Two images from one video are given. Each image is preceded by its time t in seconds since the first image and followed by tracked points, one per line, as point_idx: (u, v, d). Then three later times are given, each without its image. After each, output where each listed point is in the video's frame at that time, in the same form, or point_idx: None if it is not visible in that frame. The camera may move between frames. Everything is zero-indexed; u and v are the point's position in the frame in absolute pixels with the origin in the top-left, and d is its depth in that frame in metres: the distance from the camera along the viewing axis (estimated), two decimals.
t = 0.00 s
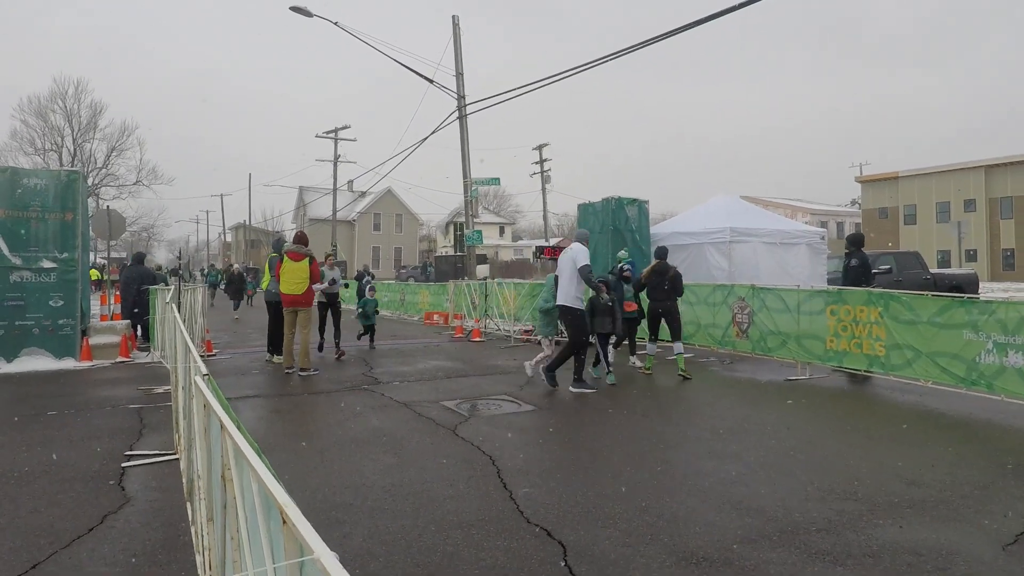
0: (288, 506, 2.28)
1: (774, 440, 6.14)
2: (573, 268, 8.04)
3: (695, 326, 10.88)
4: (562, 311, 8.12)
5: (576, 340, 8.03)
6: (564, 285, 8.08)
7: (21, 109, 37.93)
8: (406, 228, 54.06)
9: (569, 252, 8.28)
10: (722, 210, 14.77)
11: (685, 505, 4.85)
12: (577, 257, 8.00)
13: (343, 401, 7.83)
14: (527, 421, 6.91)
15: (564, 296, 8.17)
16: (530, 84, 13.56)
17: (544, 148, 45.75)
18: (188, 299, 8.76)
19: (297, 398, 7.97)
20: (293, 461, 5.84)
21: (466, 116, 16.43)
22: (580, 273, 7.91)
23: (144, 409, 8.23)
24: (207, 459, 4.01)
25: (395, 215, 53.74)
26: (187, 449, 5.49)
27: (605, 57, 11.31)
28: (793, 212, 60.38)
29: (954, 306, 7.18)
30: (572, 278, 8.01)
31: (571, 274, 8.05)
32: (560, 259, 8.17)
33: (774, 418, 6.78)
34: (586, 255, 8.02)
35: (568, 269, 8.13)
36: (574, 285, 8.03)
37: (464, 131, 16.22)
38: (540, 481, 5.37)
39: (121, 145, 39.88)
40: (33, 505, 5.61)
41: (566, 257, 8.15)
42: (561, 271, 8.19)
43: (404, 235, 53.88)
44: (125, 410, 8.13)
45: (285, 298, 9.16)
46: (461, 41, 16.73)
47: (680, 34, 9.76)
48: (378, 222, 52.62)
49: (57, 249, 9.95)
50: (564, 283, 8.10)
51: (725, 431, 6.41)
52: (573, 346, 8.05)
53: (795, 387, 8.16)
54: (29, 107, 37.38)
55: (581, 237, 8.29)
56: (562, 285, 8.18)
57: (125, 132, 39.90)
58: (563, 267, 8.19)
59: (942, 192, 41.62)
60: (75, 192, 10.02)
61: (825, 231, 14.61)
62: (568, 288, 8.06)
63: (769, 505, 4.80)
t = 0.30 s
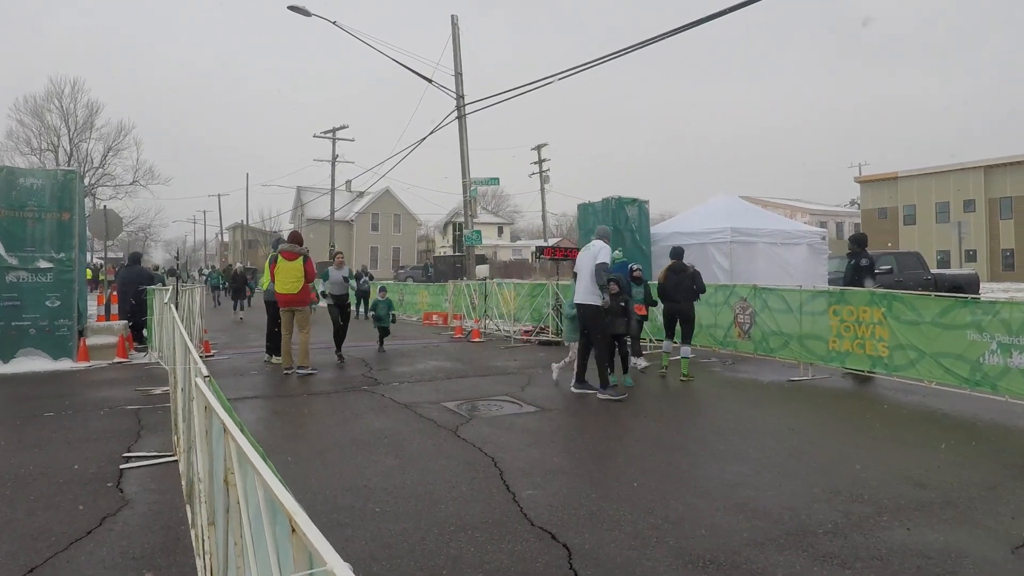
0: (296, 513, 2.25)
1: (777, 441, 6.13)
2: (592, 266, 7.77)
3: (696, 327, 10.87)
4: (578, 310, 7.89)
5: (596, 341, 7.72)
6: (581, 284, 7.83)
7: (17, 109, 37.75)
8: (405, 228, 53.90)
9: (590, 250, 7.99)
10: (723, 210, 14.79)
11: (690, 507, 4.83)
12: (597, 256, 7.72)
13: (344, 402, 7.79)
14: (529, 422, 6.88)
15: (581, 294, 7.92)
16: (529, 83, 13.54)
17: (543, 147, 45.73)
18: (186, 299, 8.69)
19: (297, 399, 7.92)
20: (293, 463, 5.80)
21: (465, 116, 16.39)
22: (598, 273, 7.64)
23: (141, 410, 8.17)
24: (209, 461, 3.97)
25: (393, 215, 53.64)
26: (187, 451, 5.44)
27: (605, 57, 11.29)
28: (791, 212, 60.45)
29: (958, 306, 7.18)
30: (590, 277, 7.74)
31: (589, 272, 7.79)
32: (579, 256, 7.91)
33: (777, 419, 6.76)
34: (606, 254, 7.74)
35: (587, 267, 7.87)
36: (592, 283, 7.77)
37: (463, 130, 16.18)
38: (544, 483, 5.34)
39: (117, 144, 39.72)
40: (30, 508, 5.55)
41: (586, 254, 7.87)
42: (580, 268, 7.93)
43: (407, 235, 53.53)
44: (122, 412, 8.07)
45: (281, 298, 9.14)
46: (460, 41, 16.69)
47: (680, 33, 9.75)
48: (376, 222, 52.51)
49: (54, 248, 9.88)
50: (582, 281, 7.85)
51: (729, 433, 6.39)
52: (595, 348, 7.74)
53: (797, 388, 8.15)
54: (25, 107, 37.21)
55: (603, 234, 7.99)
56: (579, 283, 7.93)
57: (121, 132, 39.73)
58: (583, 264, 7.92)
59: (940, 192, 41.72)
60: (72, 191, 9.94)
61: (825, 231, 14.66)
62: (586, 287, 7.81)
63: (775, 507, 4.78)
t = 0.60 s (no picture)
0: (297, 515, 2.21)
1: (778, 442, 6.08)
2: (611, 267, 7.61)
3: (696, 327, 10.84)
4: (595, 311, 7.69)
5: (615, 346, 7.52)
6: (601, 285, 7.63)
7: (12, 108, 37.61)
8: (401, 228, 53.92)
9: (607, 250, 7.81)
10: (723, 210, 14.75)
11: (692, 508, 4.78)
12: (617, 256, 7.57)
13: (341, 403, 7.73)
14: (529, 423, 6.84)
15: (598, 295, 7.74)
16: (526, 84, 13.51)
17: (541, 147, 45.66)
18: (183, 300, 8.62)
19: (295, 400, 7.87)
20: (290, 465, 5.75)
21: (463, 115, 16.34)
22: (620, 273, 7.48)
23: (137, 411, 8.11)
24: (207, 463, 3.91)
25: (390, 215, 53.52)
26: (183, 453, 5.38)
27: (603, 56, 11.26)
28: (790, 212, 60.45)
29: (959, 306, 7.14)
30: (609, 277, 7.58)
31: (608, 272, 7.63)
32: (597, 257, 7.74)
33: (778, 420, 6.72)
34: (626, 254, 7.59)
35: (606, 268, 7.70)
36: (611, 284, 7.59)
37: (461, 130, 16.13)
38: (544, 485, 5.29)
39: (113, 144, 39.58)
40: (25, 510, 5.49)
41: (604, 255, 7.72)
42: (598, 269, 7.76)
43: (399, 236, 53.67)
44: (118, 413, 8.00)
45: (277, 299, 9.05)
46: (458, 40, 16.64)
47: (680, 32, 9.71)
48: (373, 222, 52.40)
49: (48, 249, 9.80)
50: (600, 282, 7.67)
51: (729, 433, 6.34)
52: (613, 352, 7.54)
53: (798, 388, 8.10)
54: (20, 106, 37.08)
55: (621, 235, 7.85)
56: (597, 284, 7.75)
57: (116, 131, 39.61)
58: (600, 265, 7.76)
59: (941, 192, 41.72)
60: (66, 191, 9.84)
61: (825, 231, 14.62)
62: (605, 288, 7.61)
63: (776, 508, 4.73)
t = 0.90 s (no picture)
0: (286, 511, 2.16)
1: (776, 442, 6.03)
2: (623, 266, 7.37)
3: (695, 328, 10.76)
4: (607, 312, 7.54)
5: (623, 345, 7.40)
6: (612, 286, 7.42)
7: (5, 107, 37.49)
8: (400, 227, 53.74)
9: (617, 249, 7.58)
10: (722, 209, 14.65)
11: (688, 509, 4.71)
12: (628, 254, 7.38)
13: (336, 403, 7.66)
14: (525, 423, 6.78)
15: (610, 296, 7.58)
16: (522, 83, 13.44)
17: (539, 147, 45.58)
18: (177, 299, 8.54)
19: (289, 400, 7.80)
20: (283, 465, 5.69)
21: (460, 114, 16.25)
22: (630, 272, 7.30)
23: (131, 411, 8.04)
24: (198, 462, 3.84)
25: (387, 214, 53.42)
26: (176, 453, 5.31)
27: (601, 54, 11.18)
28: (790, 212, 60.37)
29: (958, 305, 7.08)
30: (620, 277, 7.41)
31: (619, 272, 7.46)
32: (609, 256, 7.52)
33: (776, 420, 6.66)
34: (637, 252, 7.39)
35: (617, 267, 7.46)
36: (623, 285, 7.37)
37: (458, 129, 16.05)
38: (540, 485, 5.22)
39: (107, 143, 39.46)
40: (17, 510, 5.42)
41: (615, 254, 7.54)
42: (609, 268, 7.60)
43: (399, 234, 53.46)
44: (112, 413, 7.94)
45: (274, 298, 8.96)
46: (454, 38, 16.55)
47: (676, 31, 9.65)
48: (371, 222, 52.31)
49: (41, 249, 9.72)
50: (611, 281, 7.51)
51: (727, 434, 6.28)
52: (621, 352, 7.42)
53: (796, 388, 8.03)
54: (13, 105, 36.95)
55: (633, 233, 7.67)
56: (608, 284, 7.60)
57: (110, 129, 39.49)
58: (612, 264, 7.60)
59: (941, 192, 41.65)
60: (59, 190, 9.74)
61: (825, 230, 14.53)
62: (617, 289, 7.40)
63: (773, 508, 4.66)
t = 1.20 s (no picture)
0: (279, 506, 2.11)
1: (773, 443, 5.97)
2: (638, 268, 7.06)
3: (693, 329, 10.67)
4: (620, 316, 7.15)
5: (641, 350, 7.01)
6: (627, 288, 7.11)
7: None
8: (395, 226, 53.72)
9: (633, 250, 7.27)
10: (721, 208, 14.60)
11: (684, 509, 4.64)
12: (644, 256, 7.02)
13: (330, 403, 7.60)
14: (521, 424, 6.71)
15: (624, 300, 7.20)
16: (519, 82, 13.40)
17: (538, 146, 45.50)
18: (171, 298, 8.47)
19: (285, 400, 7.74)
20: (276, 465, 5.63)
21: (458, 112, 16.17)
22: (646, 273, 6.93)
23: (125, 412, 7.97)
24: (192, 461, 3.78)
25: (384, 213, 53.34)
26: (170, 453, 5.24)
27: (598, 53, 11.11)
28: (790, 212, 60.27)
29: (956, 306, 7.02)
30: (634, 279, 7.04)
31: (635, 274, 7.09)
32: (624, 258, 7.21)
33: (773, 421, 6.60)
34: (654, 254, 7.03)
35: (632, 269, 7.15)
36: (638, 287, 7.06)
37: (456, 127, 15.97)
38: (536, 486, 5.15)
39: (101, 140, 39.37)
40: (9, 511, 5.36)
41: (631, 256, 7.20)
42: (624, 271, 7.24)
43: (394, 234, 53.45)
44: (106, 413, 7.87)
45: (270, 297, 8.93)
46: (452, 36, 16.47)
47: (676, 29, 9.57)
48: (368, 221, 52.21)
49: (34, 247, 9.65)
50: (626, 284, 7.14)
51: (724, 434, 6.21)
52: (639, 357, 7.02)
53: (795, 389, 7.97)
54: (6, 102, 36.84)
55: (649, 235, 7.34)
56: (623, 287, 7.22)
57: (103, 126, 39.39)
58: (627, 267, 7.24)
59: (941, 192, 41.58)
60: (52, 188, 9.65)
61: (824, 230, 14.46)
62: (632, 292, 7.09)
63: (770, 509, 4.60)
